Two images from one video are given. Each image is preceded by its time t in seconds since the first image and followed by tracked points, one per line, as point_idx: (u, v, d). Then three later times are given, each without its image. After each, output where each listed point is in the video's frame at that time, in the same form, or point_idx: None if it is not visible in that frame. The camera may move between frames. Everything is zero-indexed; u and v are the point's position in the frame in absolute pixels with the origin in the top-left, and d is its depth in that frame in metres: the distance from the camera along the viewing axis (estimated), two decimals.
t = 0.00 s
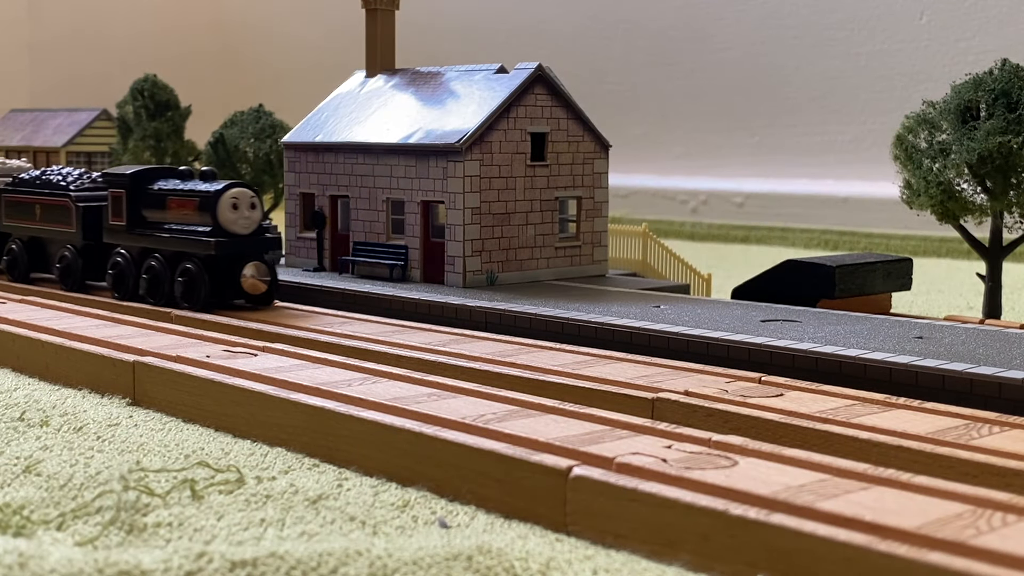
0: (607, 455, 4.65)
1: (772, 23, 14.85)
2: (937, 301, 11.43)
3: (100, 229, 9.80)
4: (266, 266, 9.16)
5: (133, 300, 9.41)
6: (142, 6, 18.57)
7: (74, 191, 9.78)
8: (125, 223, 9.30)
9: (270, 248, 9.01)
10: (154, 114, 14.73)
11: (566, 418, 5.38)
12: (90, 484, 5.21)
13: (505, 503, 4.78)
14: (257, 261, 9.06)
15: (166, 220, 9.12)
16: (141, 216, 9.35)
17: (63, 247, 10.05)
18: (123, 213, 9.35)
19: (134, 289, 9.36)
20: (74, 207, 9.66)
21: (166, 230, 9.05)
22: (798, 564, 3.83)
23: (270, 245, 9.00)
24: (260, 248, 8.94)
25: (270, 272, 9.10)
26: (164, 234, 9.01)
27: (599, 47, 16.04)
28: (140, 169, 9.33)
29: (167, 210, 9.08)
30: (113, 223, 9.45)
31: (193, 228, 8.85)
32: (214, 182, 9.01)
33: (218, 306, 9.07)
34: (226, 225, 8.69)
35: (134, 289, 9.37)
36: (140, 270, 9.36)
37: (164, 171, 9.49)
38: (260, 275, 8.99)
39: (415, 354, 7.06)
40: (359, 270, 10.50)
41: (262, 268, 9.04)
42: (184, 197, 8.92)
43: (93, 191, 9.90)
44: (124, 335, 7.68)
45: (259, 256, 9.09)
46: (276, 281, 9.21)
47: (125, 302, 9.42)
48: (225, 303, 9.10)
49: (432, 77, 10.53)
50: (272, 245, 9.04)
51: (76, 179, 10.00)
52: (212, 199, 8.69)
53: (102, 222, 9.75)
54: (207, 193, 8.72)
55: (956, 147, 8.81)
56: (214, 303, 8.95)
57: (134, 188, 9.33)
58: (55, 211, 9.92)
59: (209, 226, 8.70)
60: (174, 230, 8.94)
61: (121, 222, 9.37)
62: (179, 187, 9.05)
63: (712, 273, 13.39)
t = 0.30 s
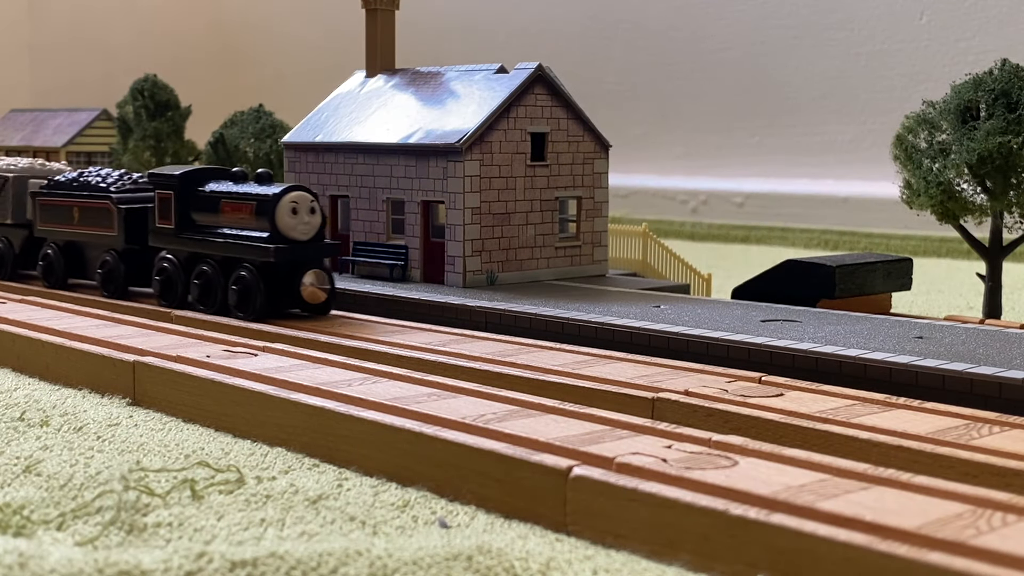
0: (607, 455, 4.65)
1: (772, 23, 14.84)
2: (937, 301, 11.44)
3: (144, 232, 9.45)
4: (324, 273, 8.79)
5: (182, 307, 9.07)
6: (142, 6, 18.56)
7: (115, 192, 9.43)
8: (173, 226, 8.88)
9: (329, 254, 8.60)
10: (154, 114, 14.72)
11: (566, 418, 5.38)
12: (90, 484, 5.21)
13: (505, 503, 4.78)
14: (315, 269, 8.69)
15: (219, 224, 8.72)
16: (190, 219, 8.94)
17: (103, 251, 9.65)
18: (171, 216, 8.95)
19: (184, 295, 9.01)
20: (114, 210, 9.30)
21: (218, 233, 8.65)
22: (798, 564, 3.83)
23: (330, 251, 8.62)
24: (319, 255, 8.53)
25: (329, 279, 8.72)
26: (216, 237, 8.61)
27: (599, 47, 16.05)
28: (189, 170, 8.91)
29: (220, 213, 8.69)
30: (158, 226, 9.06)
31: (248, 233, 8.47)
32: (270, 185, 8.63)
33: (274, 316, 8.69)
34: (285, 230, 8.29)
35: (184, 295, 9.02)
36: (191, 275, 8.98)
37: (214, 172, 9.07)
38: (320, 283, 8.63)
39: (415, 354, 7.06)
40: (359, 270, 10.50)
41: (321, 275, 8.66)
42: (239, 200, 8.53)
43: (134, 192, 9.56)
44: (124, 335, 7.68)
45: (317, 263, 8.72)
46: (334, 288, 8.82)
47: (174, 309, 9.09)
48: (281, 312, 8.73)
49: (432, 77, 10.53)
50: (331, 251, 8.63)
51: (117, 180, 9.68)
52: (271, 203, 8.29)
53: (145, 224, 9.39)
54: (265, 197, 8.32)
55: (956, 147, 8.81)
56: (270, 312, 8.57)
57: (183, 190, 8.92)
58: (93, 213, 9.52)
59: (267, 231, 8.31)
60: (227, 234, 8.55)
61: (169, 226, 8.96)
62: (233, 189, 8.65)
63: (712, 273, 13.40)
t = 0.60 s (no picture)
0: (607, 455, 4.65)
1: (772, 23, 14.83)
2: (936, 300, 11.46)
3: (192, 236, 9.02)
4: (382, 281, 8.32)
5: (232, 314, 8.70)
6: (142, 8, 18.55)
7: (160, 194, 9.00)
8: (222, 230, 8.51)
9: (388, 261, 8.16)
10: (154, 114, 14.72)
11: (566, 418, 5.38)
12: (90, 484, 5.21)
13: (505, 503, 4.78)
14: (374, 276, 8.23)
15: (271, 228, 8.35)
16: (240, 224, 8.57)
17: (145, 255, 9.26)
18: (220, 219, 8.57)
19: (234, 302, 8.64)
20: (160, 212, 8.88)
21: (271, 238, 8.28)
22: (797, 564, 3.83)
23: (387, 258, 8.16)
24: (377, 262, 8.10)
25: (387, 287, 8.25)
26: (268, 242, 8.25)
27: (599, 48, 16.04)
28: (239, 172, 8.53)
29: (272, 217, 8.32)
30: (206, 229, 8.68)
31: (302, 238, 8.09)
32: (325, 188, 8.22)
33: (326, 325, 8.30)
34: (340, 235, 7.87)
35: (234, 301, 8.64)
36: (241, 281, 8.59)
37: (266, 175, 8.69)
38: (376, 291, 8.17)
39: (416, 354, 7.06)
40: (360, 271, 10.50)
41: (379, 283, 8.22)
42: (292, 203, 8.14)
43: (181, 195, 9.12)
44: (124, 335, 7.68)
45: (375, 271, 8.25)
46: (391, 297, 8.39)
47: (224, 316, 8.71)
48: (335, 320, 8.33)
49: (432, 77, 10.53)
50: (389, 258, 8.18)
51: (163, 182, 9.23)
52: (326, 206, 7.88)
53: (191, 227, 8.99)
54: (320, 200, 7.91)
55: (956, 147, 8.82)
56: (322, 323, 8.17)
57: (233, 194, 8.54)
58: (136, 216, 9.10)
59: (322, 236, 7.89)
60: (281, 239, 8.17)
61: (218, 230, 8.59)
62: (286, 193, 8.26)
63: (712, 273, 13.42)
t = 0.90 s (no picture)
0: (608, 455, 4.65)
1: (772, 23, 14.83)
2: (936, 300, 11.46)
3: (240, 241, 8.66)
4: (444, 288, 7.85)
5: (284, 323, 8.34)
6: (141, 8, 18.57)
7: (205, 196, 8.64)
8: (273, 235, 8.06)
9: (451, 267, 7.70)
10: (154, 114, 14.72)
11: (566, 418, 5.38)
12: (90, 484, 5.21)
13: (505, 503, 4.78)
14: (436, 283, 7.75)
15: (326, 233, 7.88)
16: (291, 229, 8.12)
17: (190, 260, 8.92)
18: (270, 224, 8.12)
19: (286, 310, 8.26)
20: (207, 216, 8.52)
21: (325, 244, 7.81)
22: (797, 564, 3.83)
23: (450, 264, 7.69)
24: (439, 268, 7.64)
25: (450, 295, 7.76)
26: (322, 249, 7.78)
27: (599, 48, 16.05)
28: (289, 174, 8.06)
29: (325, 221, 7.83)
30: (256, 234, 8.26)
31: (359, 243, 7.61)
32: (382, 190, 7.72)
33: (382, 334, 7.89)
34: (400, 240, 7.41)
35: (287, 310, 8.26)
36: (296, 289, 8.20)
37: (318, 176, 8.21)
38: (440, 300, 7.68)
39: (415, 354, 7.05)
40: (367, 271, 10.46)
41: (442, 291, 7.72)
42: (347, 207, 7.66)
43: (228, 198, 8.75)
44: (124, 335, 7.67)
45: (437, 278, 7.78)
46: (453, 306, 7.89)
47: (276, 326, 8.34)
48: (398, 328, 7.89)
49: (432, 77, 10.54)
50: (452, 264, 7.71)
51: (208, 184, 8.85)
52: (385, 210, 7.41)
53: (239, 231, 8.63)
54: (379, 204, 7.44)
55: (956, 147, 8.82)
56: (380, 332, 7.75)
57: (284, 197, 8.09)
58: (181, 220, 8.76)
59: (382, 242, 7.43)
60: (336, 245, 7.72)
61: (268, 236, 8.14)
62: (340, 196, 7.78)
63: (712, 273, 13.42)
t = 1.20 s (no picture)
0: (608, 455, 4.65)
1: (772, 23, 14.82)
2: (936, 300, 11.46)
3: (290, 245, 8.24)
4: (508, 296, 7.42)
5: (336, 331, 7.88)
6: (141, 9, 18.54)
7: (254, 199, 8.17)
8: (328, 240, 7.65)
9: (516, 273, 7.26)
10: (154, 114, 14.74)
11: (566, 418, 5.38)
12: (90, 484, 5.21)
13: (505, 502, 4.78)
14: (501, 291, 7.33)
15: (384, 238, 7.46)
16: (346, 233, 7.70)
17: (236, 265, 8.48)
18: (324, 228, 7.71)
19: (340, 318, 7.81)
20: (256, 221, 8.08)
21: (383, 249, 7.41)
22: (797, 564, 3.83)
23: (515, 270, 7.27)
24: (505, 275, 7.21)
25: (516, 302, 7.34)
26: (381, 254, 7.37)
27: (599, 48, 16.04)
28: (344, 176, 7.65)
29: (384, 225, 7.43)
30: (308, 238, 7.84)
31: (421, 249, 7.22)
32: (444, 193, 7.32)
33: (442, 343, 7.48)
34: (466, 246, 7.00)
35: (340, 317, 7.81)
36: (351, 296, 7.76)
37: (373, 178, 7.80)
38: (506, 307, 7.25)
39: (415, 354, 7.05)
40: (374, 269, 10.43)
41: (508, 298, 7.29)
42: (409, 210, 7.26)
43: (277, 201, 8.27)
44: (124, 335, 7.67)
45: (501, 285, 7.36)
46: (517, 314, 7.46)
47: (329, 335, 7.90)
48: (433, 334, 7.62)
49: (432, 77, 10.54)
50: (518, 270, 7.28)
51: (255, 186, 8.35)
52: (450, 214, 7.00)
53: (288, 234, 8.19)
54: (444, 208, 7.04)
55: (956, 147, 8.82)
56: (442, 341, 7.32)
57: (340, 201, 7.68)
58: (226, 223, 8.32)
59: (446, 248, 7.03)
60: (397, 251, 7.30)
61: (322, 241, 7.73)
62: (400, 198, 7.38)
63: (712, 273, 13.43)
